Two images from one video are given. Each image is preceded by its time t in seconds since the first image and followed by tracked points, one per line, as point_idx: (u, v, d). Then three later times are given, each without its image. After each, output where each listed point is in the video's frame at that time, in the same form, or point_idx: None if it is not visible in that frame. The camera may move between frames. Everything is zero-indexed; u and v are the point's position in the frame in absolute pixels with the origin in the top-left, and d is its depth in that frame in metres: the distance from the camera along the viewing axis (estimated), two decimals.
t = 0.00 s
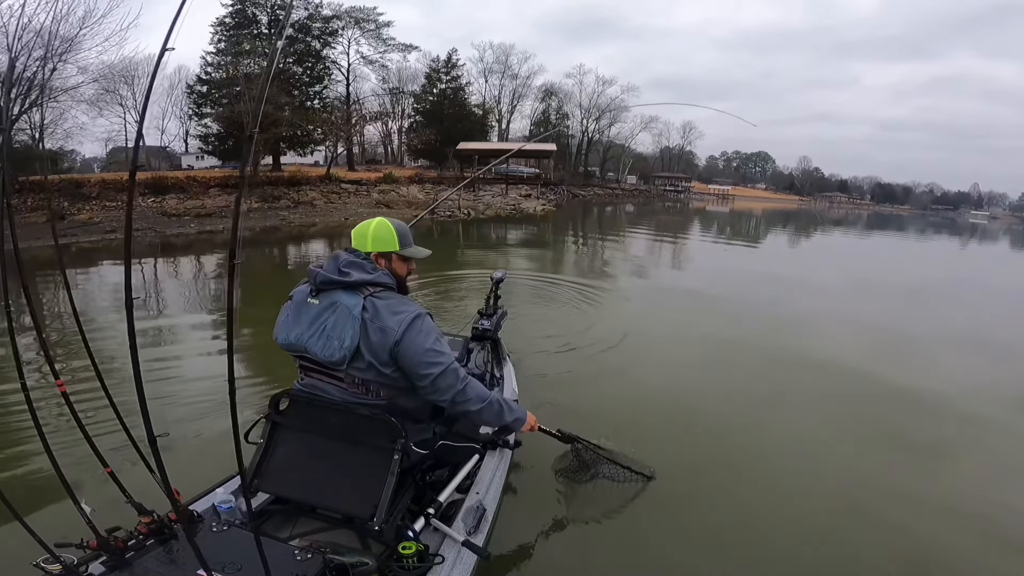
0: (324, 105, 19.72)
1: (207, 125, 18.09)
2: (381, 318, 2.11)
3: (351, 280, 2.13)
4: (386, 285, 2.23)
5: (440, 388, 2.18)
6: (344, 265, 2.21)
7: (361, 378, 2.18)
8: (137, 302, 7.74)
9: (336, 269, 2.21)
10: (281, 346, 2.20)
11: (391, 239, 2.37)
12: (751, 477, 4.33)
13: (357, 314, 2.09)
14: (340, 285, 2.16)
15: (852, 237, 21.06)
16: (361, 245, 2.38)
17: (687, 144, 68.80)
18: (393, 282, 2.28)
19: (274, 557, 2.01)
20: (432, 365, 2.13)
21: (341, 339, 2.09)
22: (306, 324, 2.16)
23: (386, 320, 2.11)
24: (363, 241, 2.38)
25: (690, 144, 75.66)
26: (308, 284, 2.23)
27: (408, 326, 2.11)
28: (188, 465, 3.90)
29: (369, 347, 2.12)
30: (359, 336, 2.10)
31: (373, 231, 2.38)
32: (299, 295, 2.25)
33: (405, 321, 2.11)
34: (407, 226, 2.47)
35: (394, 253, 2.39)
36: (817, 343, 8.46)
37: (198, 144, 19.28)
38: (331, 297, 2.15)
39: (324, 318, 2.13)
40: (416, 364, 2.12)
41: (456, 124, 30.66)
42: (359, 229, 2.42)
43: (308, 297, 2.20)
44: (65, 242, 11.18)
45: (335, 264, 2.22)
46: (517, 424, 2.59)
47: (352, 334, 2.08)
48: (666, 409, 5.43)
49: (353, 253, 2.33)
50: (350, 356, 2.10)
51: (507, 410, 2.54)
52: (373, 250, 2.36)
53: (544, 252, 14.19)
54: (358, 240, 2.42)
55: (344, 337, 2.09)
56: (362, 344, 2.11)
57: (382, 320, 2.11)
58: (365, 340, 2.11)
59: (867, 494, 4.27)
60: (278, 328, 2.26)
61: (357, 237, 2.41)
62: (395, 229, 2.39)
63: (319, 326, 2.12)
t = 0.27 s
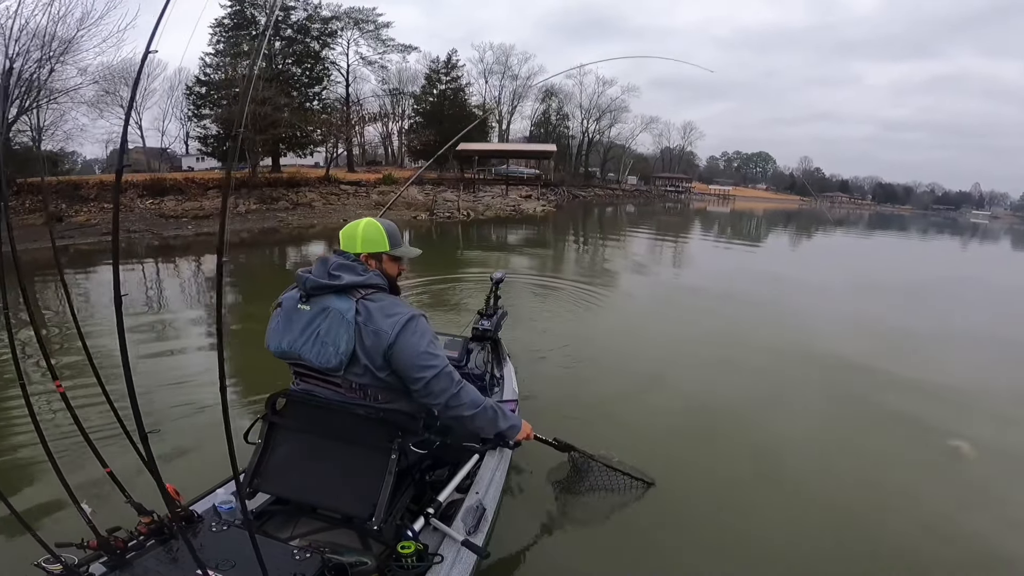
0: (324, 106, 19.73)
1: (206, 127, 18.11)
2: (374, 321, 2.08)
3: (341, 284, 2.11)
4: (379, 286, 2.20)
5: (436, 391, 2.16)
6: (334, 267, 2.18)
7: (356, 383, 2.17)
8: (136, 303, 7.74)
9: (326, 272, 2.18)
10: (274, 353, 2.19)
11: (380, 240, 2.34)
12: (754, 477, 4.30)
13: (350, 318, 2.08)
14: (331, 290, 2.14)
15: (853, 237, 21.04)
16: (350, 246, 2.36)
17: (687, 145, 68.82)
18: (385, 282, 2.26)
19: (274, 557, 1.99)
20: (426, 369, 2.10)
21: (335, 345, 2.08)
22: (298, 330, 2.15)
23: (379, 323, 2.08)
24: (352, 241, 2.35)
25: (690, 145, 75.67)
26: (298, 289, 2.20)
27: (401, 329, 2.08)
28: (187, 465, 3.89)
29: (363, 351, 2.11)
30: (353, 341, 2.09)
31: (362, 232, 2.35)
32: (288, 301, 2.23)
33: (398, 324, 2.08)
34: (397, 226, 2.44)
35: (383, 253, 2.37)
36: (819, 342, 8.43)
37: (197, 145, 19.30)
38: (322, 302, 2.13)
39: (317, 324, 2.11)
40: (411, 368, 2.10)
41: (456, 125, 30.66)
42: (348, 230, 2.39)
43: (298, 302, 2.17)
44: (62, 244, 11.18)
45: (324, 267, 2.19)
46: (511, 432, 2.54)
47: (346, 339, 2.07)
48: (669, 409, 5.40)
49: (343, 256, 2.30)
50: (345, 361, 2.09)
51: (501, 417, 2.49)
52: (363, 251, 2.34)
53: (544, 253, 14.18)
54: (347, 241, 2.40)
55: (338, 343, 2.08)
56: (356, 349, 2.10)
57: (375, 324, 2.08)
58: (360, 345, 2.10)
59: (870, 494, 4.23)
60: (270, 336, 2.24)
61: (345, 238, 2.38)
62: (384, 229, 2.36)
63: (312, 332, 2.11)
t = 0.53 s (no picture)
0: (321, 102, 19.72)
1: (202, 121, 18.09)
2: (383, 325, 2.14)
3: (347, 286, 2.15)
4: (382, 287, 2.27)
5: (443, 391, 2.24)
6: (338, 269, 2.19)
7: (364, 385, 2.22)
8: (130, 298, 7.75)
9: (328, 275, 2.20)
10: (279, 357, 2.19)
11: (383, 241, 2.41)
12: (745, 479, 4.37)
13: (359, 322, 2.12)
14: (336, 293, 2.16)
15: (846, 244, 21.19)
16: (353, 246, 2.41)
17: (684, 148, 69.11)
18: (387, 283, 2.32)
19: (275, 556, 2.06)
20: (434, 369, 2.18)
21: (345, 350, 2.11)
22: (304, 335, 2.16)
23: (388, 326, 2.14)
24: (355, 242, 2.41)
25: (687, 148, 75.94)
26: (299, 292, 2.20)
27: (410, 331, 2.15)
28: (186, 462, 3.92)
29: (373, 355, 2.17)
30: (362, 344, 2.13)
31: (365, 232, 2.41)
32: (289, 305, 2.22)
33: (407, 326, 2.15)
34: (398, 227, 2.51)
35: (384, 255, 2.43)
36: (809, 347, 8.54)
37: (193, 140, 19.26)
38: (327, 305, 2.14)
39: (323, 328, 2.13)
40: (421, 369, 2.17)
41: (454, 124, 30.67)
42: (350, 230, 2.44)
43: (302, 307, 2.17)
44: (54, 236, 11.16)
45: (326, 270, 2.19)
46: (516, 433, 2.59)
47: (356, 344, 2.11)
48: (661, 412, 5.47)
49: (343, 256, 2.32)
50: (355, 365, 2.14)
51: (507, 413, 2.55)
52: (366, 251, 2.39)
53: (539, 254, 14.25)
54: (348, 241, 2.45)
55: (348, 347, 2.11)
56: (366, 352, 2.15)
57: (384, 327, 2.14)
58: (369, 349, 2.15)
59: (860, 495, 4.33)
60: (272, 340, 2.23)
61: (347, 238, 2.43)
62: (387, 231, 2.44)
63: (320, 337, 2.13)
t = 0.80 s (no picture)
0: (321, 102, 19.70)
1: (201, 122, 18.09)
2: (388, 332, 2.10)
3: (351, 293, 2.11)
4: (384, 293, 2.24)
5: (449, 395, 2.21)
6: (340, 275, 2.17)
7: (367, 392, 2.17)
8: (131, 299, 7.75)
9: (329, 281, 2.15)
10: (279, 365, 2.13)
11: (383, 242, 2.35)
12: (749, 477, 4.34)
13: (363, 331, 2.08)
14: (338, 300, 2.12)
15: (849, 239, 21.10)
16: (352, 249, 2.35)
17: (686, 145, 68.92)
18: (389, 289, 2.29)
19: (273, 557, 2.04)
20: (440, 374, 2.15)
21: (350, 359, 2.07)
22: (305, 342, 2.11)
23: (394, 334, 2.10)
24: (354, 243, 2.35)
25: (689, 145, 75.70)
26: (300, 299, 2.15)
27: (415, 339, 2.12)
28: (188, 463, 3.92)
29: (377, 362, 2.12)
30: (367, 352, 2.09)
31: (364, 233, 2.36)
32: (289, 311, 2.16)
33: (413, 334, 2.12)
34: (397, 228, 2.47)
35: (383, 256, 2.38)
36: (812, 343, 8.50)
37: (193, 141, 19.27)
38: (330, 314, 2.09)
39: (326, 336, 2.08)
40: (427, 376, 2.14)
41: (454, 123, 30.63)
42: (348, 231, 2.38)
43: (303, 314, 2.12)
44: (54, 239, 11.17)
45: (326, 275, 2.17)
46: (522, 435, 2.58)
47: (360, 352, 2.07)
48: (663, 410, 5.44)
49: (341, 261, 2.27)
50: (359, 373, 2.09)
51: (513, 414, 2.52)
52: (366, 253, 2.34)
53: (540, 252, 14.23)
54: (346, 243, 2.39)
55: (352, 355, 2.07)
56: (370, 360, 2.10)
57: (389, 335, 2.10)
58: (374, 357, 2.10)
59: (865, 490, 4.30)
60: (271, 347, 2.16)
61: (345, 239, 2.37)
62: (386, 232, 2.39)
63: (323, 345, 2.08)
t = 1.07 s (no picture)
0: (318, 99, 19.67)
1: (197, 117, 18.03)
2: (409, 345, 2.16)
3: (379, 303, 2.13)
4: (405, 303, 2.27)
5: (452, 404, 2.31)
6: (368, 281, 2.15)
7: (377, 395, 2.22)
8: (125, 294, 7.74)
9: (355, 287, 2.14)
10: (291, 364, 2.12)
11: (410, 250, 2.42)
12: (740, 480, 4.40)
13: (386, 343, 2.11)
14: (363, 307, 2.12)
15: (842, 245, 21.31)
16: (380, 255, 2.38)
17: (681, 148, 69.24)
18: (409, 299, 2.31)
19: (274, 556, 2.08)
20: (450, 385, 2.24)
21: (368, 368, 2.09)
22: (323, 346, 2.10)
23: (414, 347, 2.17)
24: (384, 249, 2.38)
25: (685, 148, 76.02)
26: (322, 302, 2.13)
27: (433, 353, 2.20)
28: (186, 461, 3.94)
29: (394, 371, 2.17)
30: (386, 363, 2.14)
31: (393, 240, 2.41)
32: (308, 310, 2.12)
33: (432, 348, 2.20)
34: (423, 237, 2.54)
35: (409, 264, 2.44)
36: (804, 348, 8.60)
37: (189, 135, 19.20)
38: (354, 320, 2.10)
39: (348, 342, 2.09)
40: (438, 387, 2.24)
41: (451, 122, 30.64)
42: (378, 236, 2.41)
43: (324, 317, 2.10)
44: (46, 232, 11.12)
45: (353, 281, 2.14)
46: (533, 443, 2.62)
47: (381, 363, 2.11)
48: (656, 412, 5.49)
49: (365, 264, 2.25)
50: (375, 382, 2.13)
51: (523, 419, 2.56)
52: (394, 260, 2.40)
53: (536, 253, 14.29)
54: (373, 246, 2.42)
55: (372, 366, 2.09)
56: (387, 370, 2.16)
57: (410, 348, 2.16)
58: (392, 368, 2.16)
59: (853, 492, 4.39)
60: (283, 345, 2.14)
61: (375, 243, 2.40)
62: (414, 240, 2.47)
63: (343, 351, 2.08)
